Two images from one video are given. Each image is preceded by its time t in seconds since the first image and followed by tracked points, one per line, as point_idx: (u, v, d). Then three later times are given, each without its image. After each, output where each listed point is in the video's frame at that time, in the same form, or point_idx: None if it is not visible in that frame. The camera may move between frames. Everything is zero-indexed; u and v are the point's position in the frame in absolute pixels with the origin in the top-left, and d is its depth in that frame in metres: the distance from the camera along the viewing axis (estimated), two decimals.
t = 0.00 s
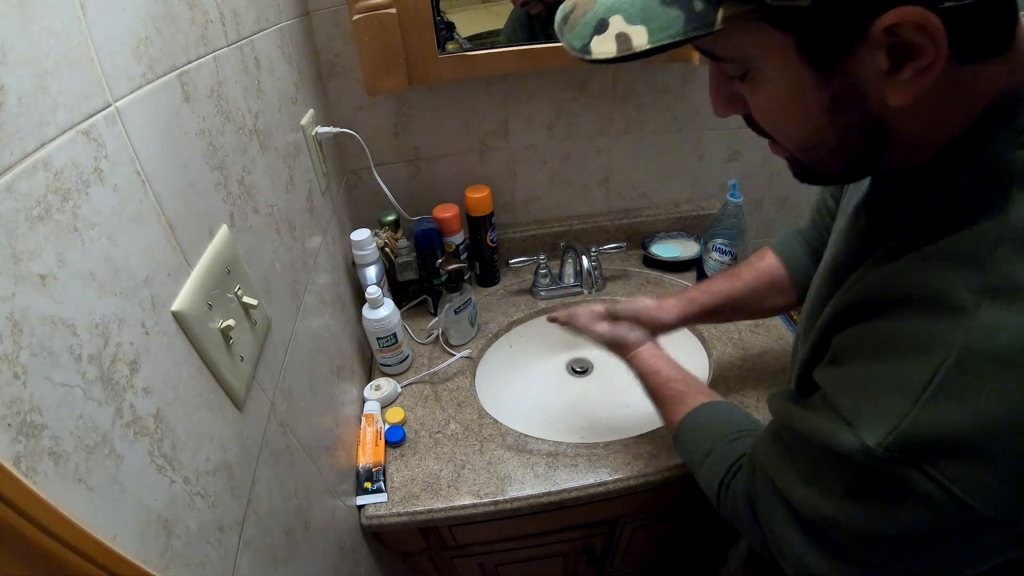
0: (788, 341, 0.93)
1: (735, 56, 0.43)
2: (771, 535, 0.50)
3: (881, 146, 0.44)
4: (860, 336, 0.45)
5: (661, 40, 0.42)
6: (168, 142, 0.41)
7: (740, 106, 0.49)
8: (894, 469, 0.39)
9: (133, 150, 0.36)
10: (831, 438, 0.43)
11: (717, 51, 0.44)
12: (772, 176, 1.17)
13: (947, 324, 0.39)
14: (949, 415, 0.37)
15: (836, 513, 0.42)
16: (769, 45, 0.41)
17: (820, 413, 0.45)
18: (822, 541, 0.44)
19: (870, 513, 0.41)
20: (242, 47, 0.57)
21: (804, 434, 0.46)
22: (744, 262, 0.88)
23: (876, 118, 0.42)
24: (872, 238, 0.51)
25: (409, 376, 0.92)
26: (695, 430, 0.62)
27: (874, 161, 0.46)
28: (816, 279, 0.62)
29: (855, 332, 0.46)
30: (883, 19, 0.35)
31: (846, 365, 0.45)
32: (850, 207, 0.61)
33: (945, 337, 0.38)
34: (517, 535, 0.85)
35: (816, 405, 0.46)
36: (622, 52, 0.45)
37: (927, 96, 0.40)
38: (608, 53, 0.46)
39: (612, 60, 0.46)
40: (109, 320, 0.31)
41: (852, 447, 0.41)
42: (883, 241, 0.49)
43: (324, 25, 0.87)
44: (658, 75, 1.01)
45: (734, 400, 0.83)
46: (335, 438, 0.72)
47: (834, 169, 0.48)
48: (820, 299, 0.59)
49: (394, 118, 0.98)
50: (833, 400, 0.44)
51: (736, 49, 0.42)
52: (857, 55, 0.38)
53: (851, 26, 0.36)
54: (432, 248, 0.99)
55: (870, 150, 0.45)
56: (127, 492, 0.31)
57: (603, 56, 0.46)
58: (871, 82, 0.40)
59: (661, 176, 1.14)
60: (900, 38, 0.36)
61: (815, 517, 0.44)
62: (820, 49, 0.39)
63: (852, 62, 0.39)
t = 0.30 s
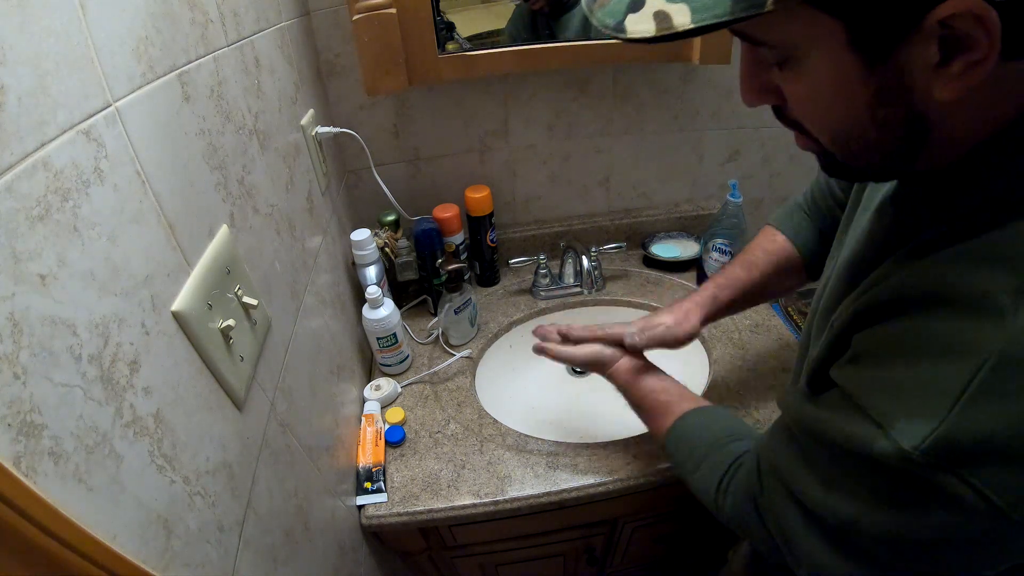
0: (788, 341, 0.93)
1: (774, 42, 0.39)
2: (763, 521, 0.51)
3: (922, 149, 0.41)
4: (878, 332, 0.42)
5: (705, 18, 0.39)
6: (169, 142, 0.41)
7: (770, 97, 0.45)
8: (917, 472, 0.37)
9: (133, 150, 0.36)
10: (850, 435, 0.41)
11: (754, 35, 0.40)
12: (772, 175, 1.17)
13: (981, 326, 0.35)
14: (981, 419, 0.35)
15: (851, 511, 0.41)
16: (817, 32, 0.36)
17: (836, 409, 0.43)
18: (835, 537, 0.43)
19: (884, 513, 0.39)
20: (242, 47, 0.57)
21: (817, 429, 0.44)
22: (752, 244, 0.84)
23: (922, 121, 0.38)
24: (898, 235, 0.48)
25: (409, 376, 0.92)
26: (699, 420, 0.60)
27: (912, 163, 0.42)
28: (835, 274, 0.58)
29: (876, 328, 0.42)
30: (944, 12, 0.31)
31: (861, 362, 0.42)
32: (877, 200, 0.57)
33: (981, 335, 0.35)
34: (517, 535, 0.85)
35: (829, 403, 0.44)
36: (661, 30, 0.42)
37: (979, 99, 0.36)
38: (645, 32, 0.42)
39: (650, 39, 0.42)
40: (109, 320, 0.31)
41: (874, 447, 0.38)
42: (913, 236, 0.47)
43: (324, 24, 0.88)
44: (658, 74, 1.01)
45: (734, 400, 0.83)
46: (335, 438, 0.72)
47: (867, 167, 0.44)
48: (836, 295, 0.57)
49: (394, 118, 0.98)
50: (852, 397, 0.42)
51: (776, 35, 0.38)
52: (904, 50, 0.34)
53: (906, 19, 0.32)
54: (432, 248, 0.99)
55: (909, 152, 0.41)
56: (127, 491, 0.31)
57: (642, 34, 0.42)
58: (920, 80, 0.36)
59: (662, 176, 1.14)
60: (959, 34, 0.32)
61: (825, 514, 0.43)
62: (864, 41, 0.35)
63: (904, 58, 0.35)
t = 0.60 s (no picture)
0: (787, 340, 0.93)
1: (802, 32, 0.38)
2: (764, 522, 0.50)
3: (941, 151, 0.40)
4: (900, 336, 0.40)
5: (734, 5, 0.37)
6: (169, 141, 0.41)
7: (788, 94, 0.44)
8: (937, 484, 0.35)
9: (134, 150, 0.36)
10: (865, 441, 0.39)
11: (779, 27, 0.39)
12: (772, 176, 1.17)
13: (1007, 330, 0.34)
14: (1011, 431, 0.33)
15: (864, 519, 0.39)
16: (846, 22, 0.35)
17: (849, 414, 0.42)
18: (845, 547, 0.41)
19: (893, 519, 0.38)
20: (242, 47, 0.57)
21: (830, 434, 0.43)
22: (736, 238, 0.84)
23: (947, 119, 0.38)
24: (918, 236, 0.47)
25: (409, 376, 0.92)
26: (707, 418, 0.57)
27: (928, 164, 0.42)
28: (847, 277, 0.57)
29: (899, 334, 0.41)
30: (981, 4, 0.31)
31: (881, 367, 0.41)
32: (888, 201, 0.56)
33: (1011, 341, 0.33)
34: (517, 535, 0.85)
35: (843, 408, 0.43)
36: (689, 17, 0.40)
37: (1002, 107, 0.36)
38: (673, 18, 0.41)
39: (675, 26, 0.40)
40: (109, 320, 0.31)
41: (892, 451, 0.37)
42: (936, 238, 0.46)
43: (324, 25, 0.88)
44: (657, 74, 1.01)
45: (734, 400, 0.83)
46: (335, 438, 0.72)
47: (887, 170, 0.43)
48: (848, 297, 0.56)
49: (394, 118, 0.98)
50: (870, 403, 0.40)
51: (804, 24, 0.37)
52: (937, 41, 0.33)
53: (940, 11, 0.32)
54: (432, 248, 0.99)
55: (932, 152, 0.40)
56: (127, 492, 0.31)
57: (668, 21, 0.41)
58: (950, 74, 0.35)
59: (661, 176, 1.14)
60: (991, 28, 0.32)
61: (827, 514, 0.42)
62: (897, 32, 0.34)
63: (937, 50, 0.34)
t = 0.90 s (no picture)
0: (787, 340, 0.93)
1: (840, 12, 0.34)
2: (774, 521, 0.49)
3: (960, 147, 0.38)
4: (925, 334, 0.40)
5: None
6: (168, 141, 0.41)
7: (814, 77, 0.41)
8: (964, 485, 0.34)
9: (133, 150, 0.36)
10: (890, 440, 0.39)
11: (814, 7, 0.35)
12: (772, 176, 1.17)
13: None
14: None
15: (881, 518, 0.39)
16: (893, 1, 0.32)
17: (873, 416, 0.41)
18: (861, 548, 0.41)
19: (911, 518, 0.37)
20: (242, 47, 0.57)
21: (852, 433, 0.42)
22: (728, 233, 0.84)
23: (987, 111, 0.35)
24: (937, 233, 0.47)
25: (409, 376, 0.92)
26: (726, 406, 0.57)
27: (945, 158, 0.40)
28: (858, 275, 0.57)
29: (921, 333, 0.41)
30: None
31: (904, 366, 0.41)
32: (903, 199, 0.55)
33: None
34: (517, 535, 0.85)
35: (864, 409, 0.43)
36: None
37: None
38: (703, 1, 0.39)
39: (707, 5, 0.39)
40: (109, 320, 0.31)
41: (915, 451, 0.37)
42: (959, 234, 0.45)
43: (324, 25, 0.88)
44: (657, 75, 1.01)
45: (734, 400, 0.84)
46: (335, 438, 0.72)
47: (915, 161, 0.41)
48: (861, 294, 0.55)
49: (394, 118, 0.98)
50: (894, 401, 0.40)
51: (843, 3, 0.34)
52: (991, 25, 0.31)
53: None
54: (432, 248, 0.99)
55: (966, 145, 0.38)
56: (127, 492, 0.31)
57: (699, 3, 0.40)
58: (991, 66, 0.33)
59: (661, 176, 1.14)
60: None
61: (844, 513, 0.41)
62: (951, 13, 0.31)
63: (987, 31, 0.31)
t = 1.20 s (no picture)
0: (788, 340, 0.93)
1: None
2: (786, 517, 0.48)
3: None
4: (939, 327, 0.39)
5: None
6: (169, 141, 0.41)
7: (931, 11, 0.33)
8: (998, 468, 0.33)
9: (133, 150, 0.36)
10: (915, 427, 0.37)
11: None
12: (772, 176, 1.17)
13: None
14: None
15: (914, 510, 0.37)
16: None
17: (898, 400, 0.40)
18: (893, 543, 0.39)
19: (939, 509, 0.36)
20: (242, 47, 0.57)
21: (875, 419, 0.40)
22: (748, 226, 0.83)
23: None
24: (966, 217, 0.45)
25: (409, 376, 0.92)
26: (731, 399, 0.56)
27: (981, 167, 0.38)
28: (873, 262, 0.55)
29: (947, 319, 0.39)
30: None
31: (921, 355, 0.40)
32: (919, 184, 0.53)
33: None
34: (517, 535, 0.85)
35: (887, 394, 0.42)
36: None
37: None
38: None
39: None
40: (109, 320, 0.31)
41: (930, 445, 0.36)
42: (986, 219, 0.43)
43: (324, 25, 0.88)
44: (657, 74, 1.01)
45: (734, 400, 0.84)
46: (335, 437, 0.72)
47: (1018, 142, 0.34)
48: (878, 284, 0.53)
49: (394, 118, 0.98)
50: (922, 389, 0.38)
51: None
52: None
53: None
54: (432, 248, 0.99)
55: None
56: (127, 492, 0.31)
57: None
58: None
59: (661, 176, 1.14)
60: None
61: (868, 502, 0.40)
62: None
63: None
